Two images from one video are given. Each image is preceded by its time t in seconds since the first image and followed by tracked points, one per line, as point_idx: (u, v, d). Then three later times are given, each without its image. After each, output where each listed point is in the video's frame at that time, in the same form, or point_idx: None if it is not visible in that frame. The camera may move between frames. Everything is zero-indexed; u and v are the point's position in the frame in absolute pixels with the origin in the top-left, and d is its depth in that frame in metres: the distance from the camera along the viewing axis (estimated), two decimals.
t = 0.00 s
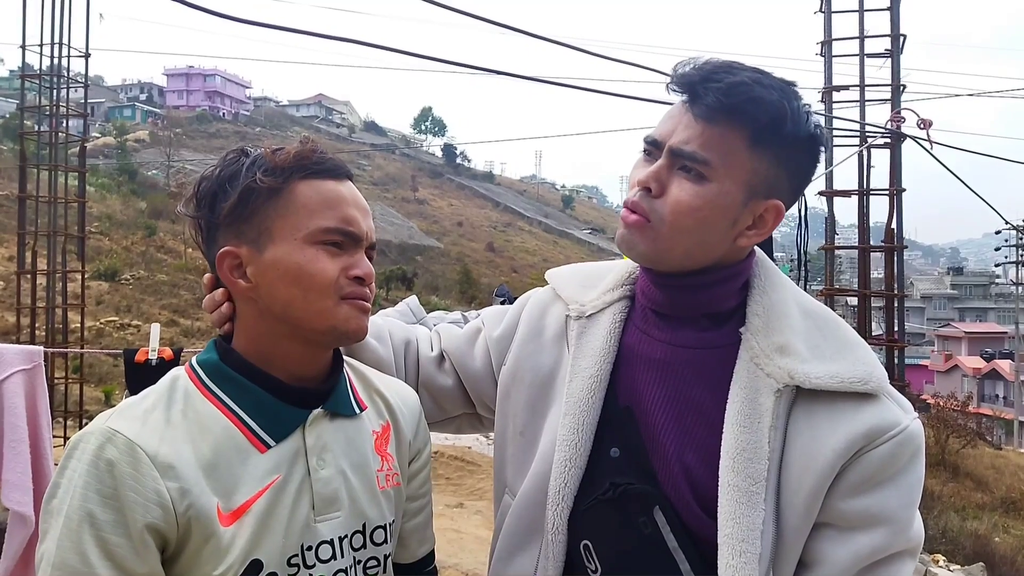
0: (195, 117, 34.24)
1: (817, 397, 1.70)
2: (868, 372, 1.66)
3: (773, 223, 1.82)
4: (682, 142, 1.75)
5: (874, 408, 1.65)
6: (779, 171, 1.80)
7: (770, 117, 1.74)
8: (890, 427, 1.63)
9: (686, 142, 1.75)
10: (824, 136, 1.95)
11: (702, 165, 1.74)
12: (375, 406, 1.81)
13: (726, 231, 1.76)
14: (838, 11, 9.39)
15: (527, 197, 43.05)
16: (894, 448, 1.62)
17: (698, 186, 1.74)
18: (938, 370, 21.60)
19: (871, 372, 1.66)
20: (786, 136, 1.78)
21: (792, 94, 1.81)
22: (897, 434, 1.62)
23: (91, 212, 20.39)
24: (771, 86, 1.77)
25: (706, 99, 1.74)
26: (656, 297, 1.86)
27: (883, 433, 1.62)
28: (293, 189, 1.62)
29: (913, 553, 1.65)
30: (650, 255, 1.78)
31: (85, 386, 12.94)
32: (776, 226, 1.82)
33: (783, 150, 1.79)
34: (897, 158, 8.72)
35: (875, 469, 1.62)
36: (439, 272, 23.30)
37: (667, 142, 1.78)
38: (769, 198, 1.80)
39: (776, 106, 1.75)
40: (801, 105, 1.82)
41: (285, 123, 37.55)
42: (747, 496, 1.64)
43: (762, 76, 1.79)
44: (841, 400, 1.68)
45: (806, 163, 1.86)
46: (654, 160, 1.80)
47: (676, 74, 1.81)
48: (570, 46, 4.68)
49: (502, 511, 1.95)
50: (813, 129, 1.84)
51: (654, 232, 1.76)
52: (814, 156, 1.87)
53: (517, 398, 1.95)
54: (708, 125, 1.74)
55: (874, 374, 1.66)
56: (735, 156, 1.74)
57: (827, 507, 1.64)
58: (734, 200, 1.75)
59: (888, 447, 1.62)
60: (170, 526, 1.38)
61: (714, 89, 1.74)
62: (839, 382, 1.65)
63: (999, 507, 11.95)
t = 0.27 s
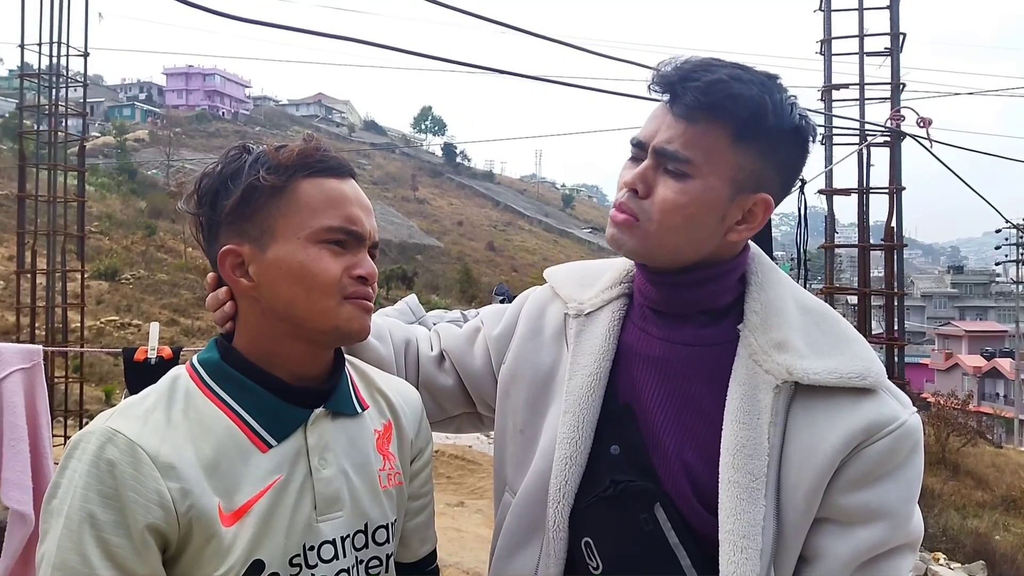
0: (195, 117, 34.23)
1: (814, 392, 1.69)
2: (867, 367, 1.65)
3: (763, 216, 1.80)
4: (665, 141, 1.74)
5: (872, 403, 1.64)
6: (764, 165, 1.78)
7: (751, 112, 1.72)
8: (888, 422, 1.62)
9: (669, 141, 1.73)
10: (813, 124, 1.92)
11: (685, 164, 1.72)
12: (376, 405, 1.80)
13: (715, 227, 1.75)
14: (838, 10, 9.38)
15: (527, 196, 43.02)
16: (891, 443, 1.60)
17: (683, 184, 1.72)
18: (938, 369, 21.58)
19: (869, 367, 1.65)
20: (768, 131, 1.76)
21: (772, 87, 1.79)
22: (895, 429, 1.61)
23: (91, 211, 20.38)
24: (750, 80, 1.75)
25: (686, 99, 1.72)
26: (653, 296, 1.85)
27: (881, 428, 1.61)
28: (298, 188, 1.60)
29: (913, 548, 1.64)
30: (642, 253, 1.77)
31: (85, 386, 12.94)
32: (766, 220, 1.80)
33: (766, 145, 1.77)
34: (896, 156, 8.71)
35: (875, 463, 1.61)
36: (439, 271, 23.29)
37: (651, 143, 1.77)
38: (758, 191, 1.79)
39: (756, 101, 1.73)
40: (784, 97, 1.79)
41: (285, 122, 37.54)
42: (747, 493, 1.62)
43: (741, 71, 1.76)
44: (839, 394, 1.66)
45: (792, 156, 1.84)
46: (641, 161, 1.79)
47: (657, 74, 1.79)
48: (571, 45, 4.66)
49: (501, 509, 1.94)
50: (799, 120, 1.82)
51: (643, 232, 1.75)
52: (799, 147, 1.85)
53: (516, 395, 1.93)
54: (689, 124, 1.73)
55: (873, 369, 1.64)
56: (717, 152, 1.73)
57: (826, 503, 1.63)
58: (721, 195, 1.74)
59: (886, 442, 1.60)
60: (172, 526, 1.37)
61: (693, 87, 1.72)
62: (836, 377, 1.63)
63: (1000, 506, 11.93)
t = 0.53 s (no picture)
0: (194, 117, 34.20)
1: (826, 402, 1.65)
2: (881, 376, 1.60)
3: (728, 165, 1.77)
4: (604, 152, 1.81)
5: (885, 414, 1.60)
6: (700, 125, 1.79)
7: (657, 88, 1.79)
8: (901, 434, 1.58)
9: (606, 149, 1.80)
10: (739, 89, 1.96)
11: (628, 155, 1.77)
12: (375, 405, 1.76)
13: (685, 196, 1.74)
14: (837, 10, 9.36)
15: (526, 196, 43.00)
16: (904, 456, 1.57)
17: (635, 171, 1.75)
18: (937, 370, 21.56)
19: (884, 376, 1.60)
20: (684, 98, 1.80)
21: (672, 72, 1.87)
22: (907, 442, 1.58)
23: (90, 211, 20.34)
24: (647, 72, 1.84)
25: (601, 112, 1.83)
26: (656, 300, 1.81)
27: (894, 440, 1.57)
28: (292, 184, 1.57)
29: (919, 560, 1.62)
30: (634, 253, 1.73)
31: (84, 386, 12.91)
32: (731, 167, 1.76)
33: (691, 110, 1.80)
34: (896, 157, 8.69)
35: (887, 475, 1.57)
36: (439, 271, 23.26)
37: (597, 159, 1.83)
38: (709, 146, 1.78)
39: (655, 82, 1.80)
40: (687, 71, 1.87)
41: (285, 122, 37.50)
42: (757, 502, 1.59)
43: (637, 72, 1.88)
44: (851, 405, 1.63)
45: (727, 113, 1.85)
46: (597, 180, 1.84)
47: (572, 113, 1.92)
48: (572, 43, 4.63)
49: (505, 515, 1.91)
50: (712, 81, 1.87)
51: (623, 228, 1.74)
52: (728, 101, 1.86)
53: (522, 398, 1.90)
54: (615, 128, 1.81)
55: (887, 379, 1.60)
56: (650, 132, 1.77)
57: (835, 513, 1.60)
58: (673, 162, 1.74)
59: (898, 455, 1.57)
60: (168, 530, 1.34)
61: (599, 99, 1.84)
62: (847, 386, 1.59)
63: (999, 508, 11.91)
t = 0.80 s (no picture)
0: (195, 116, 34.23)
1: (826, 390, 1.67)
2: (878, 361, 1.62)
3: (729, 171, 1.80)
4: (607, 155, 1.80)
5: (885, 399, 1.61)
6: (701, 128, 1.80)
7: (659, 91, 1.78)
8: (901, 418, 1.59)
9: (609, 152, 1.79)
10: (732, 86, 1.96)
11: (633, 161, 1.76)
12: (374, 406, 1.78)
13: (689, 202, 1.75)
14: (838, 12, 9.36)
15: (527, 197, 42.99)
16: (905, 439, 1.58)
17: (640, 178, 1.75)
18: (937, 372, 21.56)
19: (881, 362, 1.62)
20: (683, 101, 1.80)
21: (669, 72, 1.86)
22: (908, 425, 1.59)
23: (91, 211, 20.35)
24: (646, 73, 1.83)
25: (602, 114, 1.81)
26: (654, 300, 1.82)
27: (895, 423, 1.59)
28: (288, 184, 1.59)
29: (927, 545, 1.62)
30: (636, 260, 1.75)
31: (84, 385, 12.93)
32: (731, 173, 1.80)
33: (691, 114, 1.81)
34: (896, 158, 8.69)
35: (888, 460, 1.58)
36: (439, 271, 23.28)
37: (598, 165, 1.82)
38: (710, 151, 1.80)
39: (656, 84, 1.79)
40: (685, 72, 1.86)
41: (286, 122, 37.52)
42: (762, 492, 1.61)
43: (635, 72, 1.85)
44: (850, 391, 1.64)
45: (723, 115, 1.86)
46: (598, 184, 1.84)
47: (570, 112, 1.90)
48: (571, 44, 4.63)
49: (510, 518, 1.92)
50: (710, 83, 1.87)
51: (628, 236, 1.75)
52: (723, 101, 1.88)
53: (522, 402, 1.91)
54: (616, 130, 1.80)
55: (885, 364, 1.62)
56: (653, 136, 1.76)
57: (841, 500, 1.61)
58: (678, 169, 1.75)
59: (900, 438, 1.58)
60: (164, 534, 1.35)
61: (599, 101, 1.82)
62: (846, 373, 1.61)
63: (998, 509, 11.91)
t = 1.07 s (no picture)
0: (195, 116, 34.23)
1: (837, 387, 1.67)
2: (885, 360, 1.64)
3: (747, 179, 1.78)
4: (628, 150, 1.77)
5: (893, 396, 1.63)
6: (725, 133, 1.78)
7: (689, 93, 1.74)
8: (911, 414, 1.60)
9: (631, 148, 1.77)
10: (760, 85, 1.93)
11: (653, 161, 1.74)
12: (372, 405, 1.78)
13: (704, 207, 1.75)
14: (839, 12, 9.36)
15: (527, 197, 42.99)
16: (914, 436, 1.59)
17: (657, 179, 1.73)
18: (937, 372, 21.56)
19: (888, 360, 1.64)
20: (713, 104, 1.76)
21: (700, 69, 1.81)
22: (917, 422, 1.60)
23: (91, 210, 20.34)
24: (676, 71, 1.78)
25: (629, 107, 1.78)
26: (663, 298, 1.82)
27: (905, 420, 1.60)
28: (289, 182, 1.59)
29: (934, 541, 1.63)
30: (649, 261, 1.76)
31: (84, 385, 12.94)
32: (750, 182, 1.78)
33: (718, 118, 1.77)
34: (897, 159, 8.69)
35: (898, 457, 1.59)
36: (439, 271, 23.27)
37: (619, 158, 1.80)
38: (732, 157, 1.78)
39: (686, 84, 1.75)
40: (717, 71, 1.82)
41: (286, 121, 37.52)
42: (776, 491, 1.60)
43: (667, 66, 1.81)
44: (859, 388, 1.65)
45: (749, 120, 1.83)
46: (615, 179, 1.82)
47: (597, 101, 1.86)
48: (572, 45, 4.64)
49: (517, 519, 1.91)
50: (741, 85, 1.83)
51: (640, 236, 1.75)
52: (751, 106, 1.84)
53: (529, 402, 1.91)
54: (639, 127, 1.77)
55: (892, 362, 1.63)
56: (677, 137, 1.74)
57: (852, 497, 1.62)
58: (697, 174, 1.73)
59: (909, 434, 1.59)
60: (163, 534, 1.35)
61: (628, 94, 1.78)
62: (856, 371, 1.62)
63: (998, 510, 11.91)
